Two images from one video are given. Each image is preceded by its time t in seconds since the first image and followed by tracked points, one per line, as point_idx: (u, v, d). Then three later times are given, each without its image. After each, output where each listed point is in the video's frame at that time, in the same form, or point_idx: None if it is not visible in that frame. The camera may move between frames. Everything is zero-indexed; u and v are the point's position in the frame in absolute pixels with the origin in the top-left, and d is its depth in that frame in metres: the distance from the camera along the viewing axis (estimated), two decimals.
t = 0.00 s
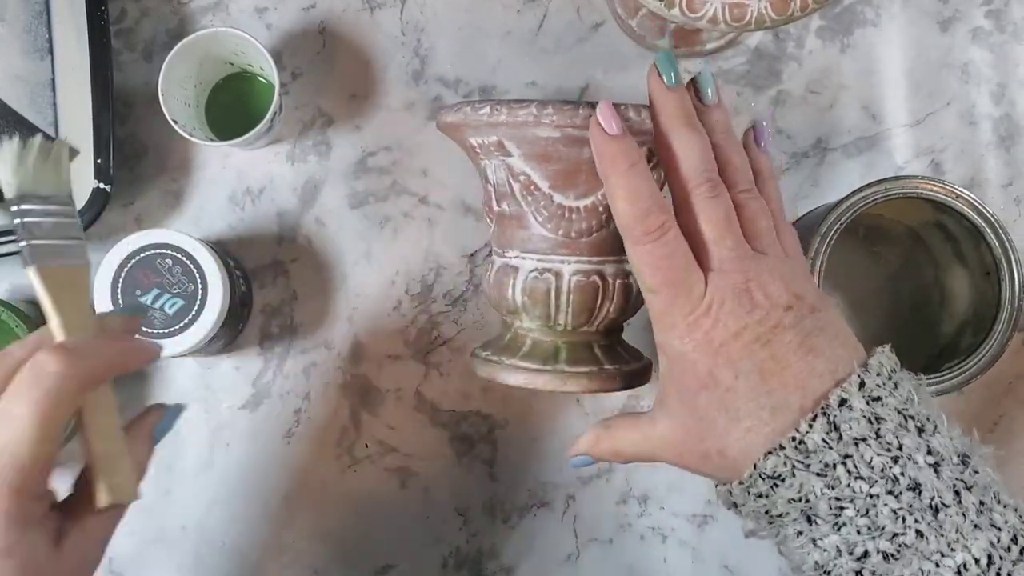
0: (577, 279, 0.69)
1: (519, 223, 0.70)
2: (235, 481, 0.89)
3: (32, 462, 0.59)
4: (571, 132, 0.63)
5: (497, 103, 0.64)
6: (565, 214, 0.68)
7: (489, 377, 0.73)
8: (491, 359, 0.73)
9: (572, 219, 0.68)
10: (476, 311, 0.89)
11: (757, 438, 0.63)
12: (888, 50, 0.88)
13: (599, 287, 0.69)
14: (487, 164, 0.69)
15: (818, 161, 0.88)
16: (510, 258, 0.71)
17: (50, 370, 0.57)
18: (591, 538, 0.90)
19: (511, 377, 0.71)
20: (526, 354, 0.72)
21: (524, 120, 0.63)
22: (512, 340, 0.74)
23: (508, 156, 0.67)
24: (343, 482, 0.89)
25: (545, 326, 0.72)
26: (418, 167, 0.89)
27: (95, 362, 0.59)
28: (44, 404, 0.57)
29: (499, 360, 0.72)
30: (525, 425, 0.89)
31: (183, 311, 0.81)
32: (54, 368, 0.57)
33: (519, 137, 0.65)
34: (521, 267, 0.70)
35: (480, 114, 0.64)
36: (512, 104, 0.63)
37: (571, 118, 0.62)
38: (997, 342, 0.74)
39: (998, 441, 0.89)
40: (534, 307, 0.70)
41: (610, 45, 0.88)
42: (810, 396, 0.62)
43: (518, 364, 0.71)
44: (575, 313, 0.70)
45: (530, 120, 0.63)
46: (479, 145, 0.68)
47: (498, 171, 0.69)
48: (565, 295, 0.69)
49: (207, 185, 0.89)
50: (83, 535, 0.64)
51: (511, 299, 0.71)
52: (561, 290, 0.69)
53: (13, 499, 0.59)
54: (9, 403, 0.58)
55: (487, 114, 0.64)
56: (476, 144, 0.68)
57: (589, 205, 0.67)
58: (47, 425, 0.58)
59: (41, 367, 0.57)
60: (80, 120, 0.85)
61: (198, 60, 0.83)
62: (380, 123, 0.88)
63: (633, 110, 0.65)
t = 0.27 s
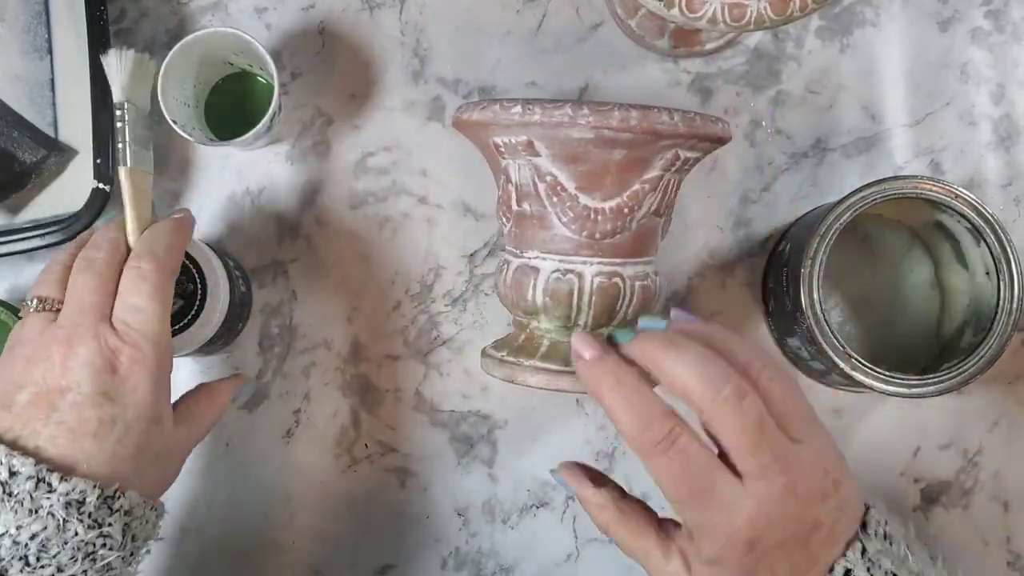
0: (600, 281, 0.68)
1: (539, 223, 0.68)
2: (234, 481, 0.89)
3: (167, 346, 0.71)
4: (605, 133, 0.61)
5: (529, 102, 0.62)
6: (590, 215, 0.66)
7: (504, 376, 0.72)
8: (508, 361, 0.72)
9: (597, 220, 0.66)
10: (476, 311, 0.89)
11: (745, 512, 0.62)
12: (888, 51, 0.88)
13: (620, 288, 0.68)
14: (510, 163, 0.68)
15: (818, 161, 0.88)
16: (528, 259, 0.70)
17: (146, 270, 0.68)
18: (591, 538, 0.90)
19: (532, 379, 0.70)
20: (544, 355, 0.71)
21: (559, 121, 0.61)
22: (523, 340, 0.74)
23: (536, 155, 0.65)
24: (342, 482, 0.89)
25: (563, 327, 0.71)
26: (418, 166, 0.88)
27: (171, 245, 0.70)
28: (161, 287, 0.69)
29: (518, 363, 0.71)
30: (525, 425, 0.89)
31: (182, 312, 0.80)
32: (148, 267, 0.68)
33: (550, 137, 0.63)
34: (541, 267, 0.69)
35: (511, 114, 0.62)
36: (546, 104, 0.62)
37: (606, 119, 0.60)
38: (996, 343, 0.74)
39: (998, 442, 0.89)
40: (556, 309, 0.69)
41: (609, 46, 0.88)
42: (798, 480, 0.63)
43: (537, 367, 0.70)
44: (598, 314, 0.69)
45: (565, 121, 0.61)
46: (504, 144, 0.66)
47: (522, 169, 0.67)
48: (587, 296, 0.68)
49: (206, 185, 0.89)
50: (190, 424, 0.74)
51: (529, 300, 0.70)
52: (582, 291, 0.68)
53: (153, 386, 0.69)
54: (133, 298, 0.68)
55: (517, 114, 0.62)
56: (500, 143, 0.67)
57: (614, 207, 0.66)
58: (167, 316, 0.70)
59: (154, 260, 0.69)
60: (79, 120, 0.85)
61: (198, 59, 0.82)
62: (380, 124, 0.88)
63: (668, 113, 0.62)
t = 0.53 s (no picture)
0: (609, 281, 0.68)
1: (550, 224, 0.68)
2: (234, 481, 0.89)
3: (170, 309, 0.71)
4: (622, 135, 0.61)
5: (545, 102, 0.62)
6: (602, 216, 0.66)
7: (511, 376, 0.72)
8: (516, 361, 0.71)
9: (609, 221, 0.66)
10: (476, 311, 0.89)
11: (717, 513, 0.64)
12: (888, 51, 0.88)
13: (629, 289, 0.68)
14: (523, 163, 0.67)
15: (818, 161, 0.88)
16: (537, 259, 0.70)
17: (150, 242, 0.69)
18: (590, 538, 0.90)
19: (541, 381, 0.70)
20: (552, 356, 0.70)
21: (575, 122, 0.61)
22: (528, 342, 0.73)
23: (549, 156, 0.65)
24: (341, 482, 0.89)
25: (572, 327, 0.71)
26: (418, 166, 0.88)
27: (171, 218, 0.72)
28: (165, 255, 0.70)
29: (525, 362, 0.71)
30: (525, 425, 0.89)
31: (180, 310, 0.78)
32: (153, 237, 0.70)
33: (565, 137, 0.63)
34: (551, 268, 0.69)
35: (527, 114, 0.62)
36: (563, 105, 0.61)
37: (624, 121, 0.60)
38: (996, 342, 0.74)
39: (997, 442, 0.89)
40: (565, 309, 0.69)
41: (610, 45, 0.88)
42: (771, 487, 0.65)
43: (545, 368, 0.70)
44: (607, 315, 0.69)
45: (582, 122, 0.61)
46: (517, 144, 0.65)
47: (534, 170, 0.67)
48: (597, 297, 0.68)
49: (207, 185, 0.89)
50: (185, 386, 0.75)
51: (539, 300, 0.70)
52: (593, 291, 0.68)
53: (158, 345, 0.69)
54: (138, 262, 0.69)
55: (534, 114, 0.62)
56: (512, 143, 0.66)
57: (626, 208, 0.66)
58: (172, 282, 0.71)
59: (159, 230, 0.70)
60: (79, 119, 0.85)
61: (188, 58, 0.82)
62: (380, 124, 0.88)
63: (684, 115, 0.62)
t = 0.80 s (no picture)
0: (619, 282, 0.67)
1: (557, 224, 0.68)
2: (234, 482, 0.89)
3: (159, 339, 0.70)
4: (634, 136, 0.61)
5: (558, 102, 0.61)
6: (611, 217, 0.66)
7: (518, 378, 0.71)
8: (522, 361, 0.70)
9: (618, 222, 0.66)
10: (476, 311, 0.89)
11: (761, 521, 0.64)
12: (888, 51, 0.88)
13: (638, 290, 0.68)
14: (532, 163, 0.67)
15: (818, 161, 0.88)
16: (544, 260, 0.69)
17: (142, 271, 0.69)
18: (590, 538, 0.90)
19: (548, 381, 0.69)
20: (559, 357, 0.70)
21: (588, 122, 0.61)
22: (535, 342, 0.72)
23: (560, 156, 0.65)
24: (341, 483, 0.89)
25: (578, 327, 0.70)
26: (418, 166, 0.88)
27: (164, 246, 0.72)
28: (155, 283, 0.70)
29: (532, 364, 0.70)
30: (525, 425, 0.89)
31: (187, 348, 0.79)
32: (145, 265, 0.69)
33: (577, 138, 0.62)
34: (559, 268, 0.68)
35: (539, 113, 0.62)
36: (575, 105, 0.61)
37: (637, 121, 0.60)
38: (996, 343, 0.74)
39: (997, 442, 0.89)
40: (573, 310, 0.69)
41: (610, 45, 0.88)
42: (806, 494, 0.65)
43: (554, 368, 0.69)
44: (614, 315, 0.69)
45: (595, 123, 0.61)
46: (527, 144, 0.65)
47: (543, 171, 0.67)
48: (605, 298, 0.68)
49: (207, 184, 0.89)
50: (188, 420, 0.74)
51: (547, 300, 0.69)
52: (601, 291, 0.67)
53: (146, 374, 0.68)
54: (127, 291, 0.68)
55: (545, 114, 0.61)
56: (522, 143, 0.65)
57: (635, 209, 0.66)
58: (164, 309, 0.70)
59: (151, 258, 0.70)
60: (79, 119, 0.85)
61: (167, 48, 0.81)
62: (380, 124, 0.88)
63: (695, 117, 0.62)
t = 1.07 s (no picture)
0: (649, 285, 0.68)
1: (591, 226, 0.67)
2: (235, 482, 0.89)
3: (146, 386, 0.68)
4: (683, 142, 0.61)
5: (607, 104, 0.61)
6: (648, 221, 0.66)
7: (541, 381, 0.70)
8: (549, 365, 0.69)
9: (653, 226, 0.66)
10: (475, 312, 0.89)
11: (739, 494, 0.64)
12: (888, 51, 0.88)
13: (666, 294, 0.69)
14: (568, 164, 0.66)
15: (818, 161, 0.88)
16: (573, 261, 0.69)
17: (132, 313, 0.66)
18: (590, 538, 0.90)
19: (580, 384, 0.68)
20: (587, 360, 0.70)
21: (639, 126, 0.60)
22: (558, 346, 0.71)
23: (602, 159, 0.64)
24: (341, 483, 0.89)
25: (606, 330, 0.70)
26: (417, 167, 0.88)
27: (159, 282, 0.68)
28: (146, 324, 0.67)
29: (557, 366, 0.69)
30: (524, 425, 0.89)
31: (186, 382, 0.76)
32: (134, 307, 0.66)
33: (624, 142, 0.62)
34: (590, 271, 0.68)
35: (586, 115, 0.61)
36: (625, 108, 0.60)
37: (687, 127, 0.60)
38: (995, 342, 0.74)
39: (997, 442, 0.89)
40: (602, 313, 0.69)
41: (609, 46, 0.88)
42: (783, 471, 0.66)
43: (581, 370, 0.68)
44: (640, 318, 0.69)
45: (646, 127, 0.60)
46: (568, 144, 0.64)
47: (580, 173, 0.65)
48: (637, 300, 0.68)
49: (207, 185, 0.89)
50: (186, 455, 0.73)
51: (576, 302, 0.69)
52: (634, 294, 0.68)
53: (129, 426, 0.66)
54: (115, 335, 0.66)
55: (596, 116, 0.60)
56: (562, 143, 0.64)
57: (670, 213, 0.66)
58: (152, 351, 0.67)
59: (144, 299, 0.67)
60: (79, 119, 0.85)
61: (159, 27, 0.83)
62: (380, 124, 0.88)
63: (737, 125, 0.63)
